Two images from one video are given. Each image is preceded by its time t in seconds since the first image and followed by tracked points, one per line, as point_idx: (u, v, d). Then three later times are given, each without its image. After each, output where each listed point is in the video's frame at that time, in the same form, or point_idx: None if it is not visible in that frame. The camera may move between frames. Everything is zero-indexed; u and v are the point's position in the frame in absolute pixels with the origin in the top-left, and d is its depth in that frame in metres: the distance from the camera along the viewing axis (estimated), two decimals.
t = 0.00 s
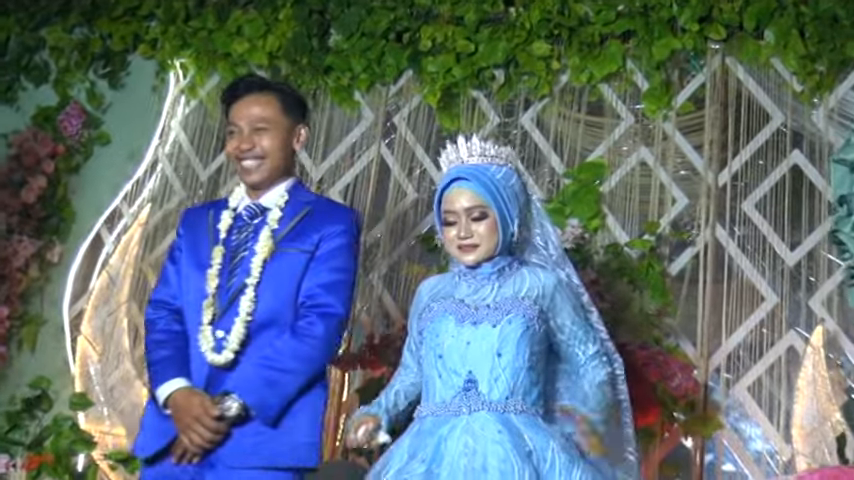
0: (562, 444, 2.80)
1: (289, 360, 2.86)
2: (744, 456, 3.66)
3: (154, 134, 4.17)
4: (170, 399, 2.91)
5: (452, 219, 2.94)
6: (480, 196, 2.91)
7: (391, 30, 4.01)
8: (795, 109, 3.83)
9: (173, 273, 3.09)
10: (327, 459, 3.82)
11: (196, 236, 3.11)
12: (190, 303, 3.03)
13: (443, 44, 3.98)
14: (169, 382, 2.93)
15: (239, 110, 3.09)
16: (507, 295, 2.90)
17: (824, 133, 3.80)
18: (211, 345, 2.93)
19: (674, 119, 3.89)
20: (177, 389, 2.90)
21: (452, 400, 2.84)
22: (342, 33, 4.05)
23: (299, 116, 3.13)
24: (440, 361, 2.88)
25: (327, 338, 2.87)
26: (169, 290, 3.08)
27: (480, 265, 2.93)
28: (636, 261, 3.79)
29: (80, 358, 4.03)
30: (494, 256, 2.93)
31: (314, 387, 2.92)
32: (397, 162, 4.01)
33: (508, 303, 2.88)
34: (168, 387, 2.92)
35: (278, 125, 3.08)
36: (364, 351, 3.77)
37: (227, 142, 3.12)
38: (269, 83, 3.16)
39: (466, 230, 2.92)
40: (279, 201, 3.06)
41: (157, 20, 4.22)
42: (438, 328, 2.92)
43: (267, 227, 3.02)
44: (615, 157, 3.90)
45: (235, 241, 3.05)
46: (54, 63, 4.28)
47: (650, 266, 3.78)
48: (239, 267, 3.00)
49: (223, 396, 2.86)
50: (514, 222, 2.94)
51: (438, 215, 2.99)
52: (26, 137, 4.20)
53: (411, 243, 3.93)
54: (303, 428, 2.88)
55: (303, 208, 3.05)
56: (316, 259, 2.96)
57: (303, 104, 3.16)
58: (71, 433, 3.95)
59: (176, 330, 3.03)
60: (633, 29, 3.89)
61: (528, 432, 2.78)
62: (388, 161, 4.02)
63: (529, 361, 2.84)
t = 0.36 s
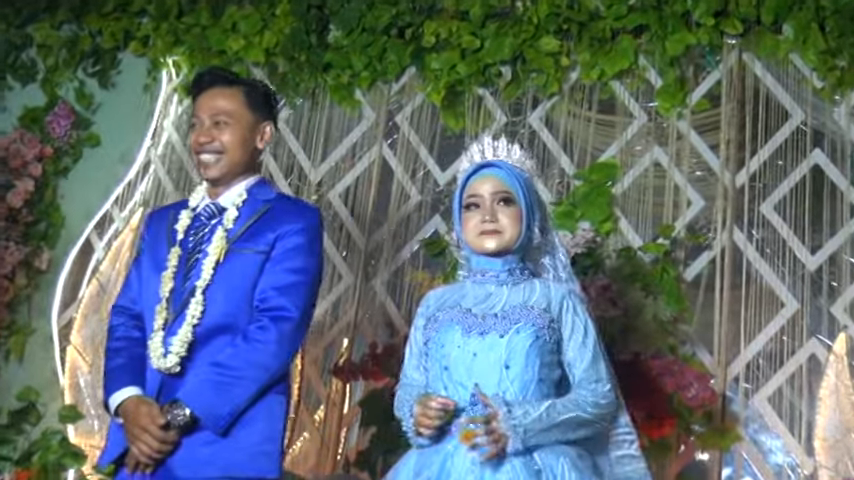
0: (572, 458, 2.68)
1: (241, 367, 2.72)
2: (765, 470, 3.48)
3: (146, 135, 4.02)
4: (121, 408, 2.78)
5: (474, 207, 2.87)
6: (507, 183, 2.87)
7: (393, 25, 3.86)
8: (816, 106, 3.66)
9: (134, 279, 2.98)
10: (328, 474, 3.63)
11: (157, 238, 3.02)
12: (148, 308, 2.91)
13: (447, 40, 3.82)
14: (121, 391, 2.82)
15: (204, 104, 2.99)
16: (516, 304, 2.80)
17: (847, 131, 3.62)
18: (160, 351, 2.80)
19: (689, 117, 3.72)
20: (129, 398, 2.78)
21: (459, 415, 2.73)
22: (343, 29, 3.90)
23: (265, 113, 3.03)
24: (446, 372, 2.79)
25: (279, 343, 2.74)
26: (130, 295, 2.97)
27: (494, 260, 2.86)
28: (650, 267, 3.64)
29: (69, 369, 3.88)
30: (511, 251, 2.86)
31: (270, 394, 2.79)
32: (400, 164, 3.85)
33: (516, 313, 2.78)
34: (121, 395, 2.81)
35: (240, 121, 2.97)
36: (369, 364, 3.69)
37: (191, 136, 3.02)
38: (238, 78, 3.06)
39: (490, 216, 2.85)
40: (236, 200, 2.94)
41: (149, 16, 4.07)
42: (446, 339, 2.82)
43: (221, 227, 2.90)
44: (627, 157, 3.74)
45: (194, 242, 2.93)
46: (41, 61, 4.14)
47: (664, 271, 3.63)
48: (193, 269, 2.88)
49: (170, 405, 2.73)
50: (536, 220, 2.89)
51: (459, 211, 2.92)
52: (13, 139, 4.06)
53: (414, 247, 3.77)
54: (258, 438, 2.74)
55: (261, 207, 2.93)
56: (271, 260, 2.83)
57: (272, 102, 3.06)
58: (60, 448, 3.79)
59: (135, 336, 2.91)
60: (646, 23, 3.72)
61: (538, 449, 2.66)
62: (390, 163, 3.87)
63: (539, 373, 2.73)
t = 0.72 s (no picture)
0: (584, 471, 2.57)
1: (228, 375, 2.64)
2: None
3: (141, 133, 3.88)
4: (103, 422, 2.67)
5: (495, 213, 2.71)
6: (534, 191, 2.71)
7: (397, 17, 3.70)
8: (840, 100, 3.48)
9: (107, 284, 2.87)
10: None
11: (131, 242, 2.88)
12: (126, 318, 2.79)
13: (454, 33, 3.66)
14: (102, 405, 2.70)
15: (163, 118, 2.81)
16: (528, 312, 2.65)
17: None
18: (140, 365, 2.70)
19: (708, 112, 3.55)
20: (110, 412, 2.67)
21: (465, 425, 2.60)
22: (345, 22, 3.75)
23: (231, 114, 2.85)
24: (454, 381, 2.64)
25: (265, 350, 2.66)
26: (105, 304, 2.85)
27: (510, 269, 2.70)
28: (668, 268, 3.47)
29: (61, 378, 3.74)
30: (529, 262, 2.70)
31: (257, 402, 2.71)
32: (405, 163, 3.69)
33: (528, 321, 2.63)
34: (101, 410, 2.70)
35: (205, 132, 2.80)
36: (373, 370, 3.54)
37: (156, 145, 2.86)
38: (198, 77, 2.86)
39: (513, 225, 2.69)
40: (214, 203, 2.81)
41: (143, 9, 3.92)
42: (454, 347, 2.67)
43: (199, 233, 2.78)
44: (643, 155, 3.57)
45: (172, 247, 2.81)
46: (31, 58, 3.99)
47: (684, 274, 3.46)
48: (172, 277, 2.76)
49: (155, 417, 2.64)
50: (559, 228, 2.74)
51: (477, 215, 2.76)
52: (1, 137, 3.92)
53: (420, 249, 3.61)
54: (244, 448, 2.67)
55: (240, 209, 2.81)
56: (254, 264, 2.73)
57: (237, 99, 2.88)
58: (52, 461, 3.69)
59: (112, 347, 2.80)
60: (662, 14, 3.55)
61: (547, 459, 2.55)
62: (395, 161, 3.70)
63: (550, 383, 2.60)
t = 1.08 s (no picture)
0: None
1: (226, 381, 2.55)
2: None
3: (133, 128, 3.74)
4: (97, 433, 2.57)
5: (492, 230, 2.52)
6: (528, 207, 2.48)
7: (399, 7, 3.54)
8: None
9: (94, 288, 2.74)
10: None
11: (118, 244, 2.75)
12: (115, 325, 2.67)
13: (457, 23, 3.50)
14: (95, 415, 2.60)
15: (145, 126, 2.64)
16: (540, 315, 2.49)
17: None
18: (131, 376, 2.60)
19: (724, 105, 3.39)
20: (103, 422, 2.58)
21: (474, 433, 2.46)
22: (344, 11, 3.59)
23: (215, 114, 2.68)
24: (461, 385, 2.50)
25: (264, 353, 2.55)
26: (92, 309, 2.72)
27: (519, 283, 2.53)
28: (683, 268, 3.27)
29: (49, 385, 3.62)
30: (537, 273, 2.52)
31: (257, 407, 2.61)
32: (407, 159, 3.54)
33: (538, 323, 2.47)
34: (93, 420, 2.59)
35: (192, 139, 2.64)
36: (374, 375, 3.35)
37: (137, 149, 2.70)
38: (176, 78, 2.67)
39: (508, 245, 2.50)
40: (206, 203, 2.68)
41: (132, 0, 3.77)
42: (463, 350, 2.53)
43: (190, 236, 2.66)
44: (656, 150, 3.41)
45: (162, 249, 2.68)
46: (16, 51, 3.84)
47: (702, 274, 3.26)
48: (163, 281, 2.64)
49: (151, 427, 2.54)
50: (565, 236, 2.51)
51: (480, 220, 2.56)
52: None
53: (424, 249, 3.48)
54: (245, 454, 2.58)
55: (233, 209, 2.68)
56: (249, 265, 2.61)
57: (221, 95, 2.70)
58: (41, 473, 3.59)
59: (101, 355, 2.68)
60: (675, 3, 3.39)
61: (557, 467, 2.40)
62: (396, 157, 3.56)
63: (560, 390, 2.43)
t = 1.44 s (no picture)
0: None
1: (242, 390, 2.45)
2: None
3: (117, 123, 3.60)
4: (106, 444, 2.48)
5: (502, 206, 2.38)
6: (539, 179, 2.34)
7: None
8: None
9: (97, 289, 2.63)
10: None
11: (121, 245, 2.64)
12: (122, 328, 2.56)
13: (457, 12, 3.34)
14: (102, 425, 2.50)
15: (151, 130, 2.51)
16: (553, 317, 2.33)
17: None
18: (135, 385, 2.50)
19: (737, 98, 3.23)
20: (113, 433, 2.48)
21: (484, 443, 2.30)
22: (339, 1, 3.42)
23: (223, 112, 2.57)
24: (471, 393, 2.34)
25: (282, 361, 2.46)
26: (93, 313, 2.61)
27: (529, 266, 2.37)
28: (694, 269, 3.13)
29: (31, 392, 3.53)
30: (549, 255, 2.36)
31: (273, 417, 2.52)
32: (406, 154, 3.40)
33: (551, 326, 2.31)
34: (101, 431, 2.50)
35: (203, 141, 2.52)
36: (371, 381, 3.24)
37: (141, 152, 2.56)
38: (183, 76, 2.55)
39: (517, 219, 2.35)
40: (217, 203, 2.57)
41: None
42: (473, 353, 2.35)
43: (202, 238, 2.55)
44: (666, 145, 3.26)
45: (169, 251, 2.57)
46: None
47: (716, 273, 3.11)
48: (174, 285, 2.54)
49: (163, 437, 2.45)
50: (578, 217, 2.36)
51: (491, 202, 2.42)
52: None
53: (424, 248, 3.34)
54: (259, 467, 2.49)
55: (246, 209, 2.58)
56: (265, 269, 2.52)
57: (227, 92, 2.59)
58: None
59: (106, 361, 2.57)
60: None
61: None
62: (395, 152, 3.41)
63: (575, 398, 2.27)
